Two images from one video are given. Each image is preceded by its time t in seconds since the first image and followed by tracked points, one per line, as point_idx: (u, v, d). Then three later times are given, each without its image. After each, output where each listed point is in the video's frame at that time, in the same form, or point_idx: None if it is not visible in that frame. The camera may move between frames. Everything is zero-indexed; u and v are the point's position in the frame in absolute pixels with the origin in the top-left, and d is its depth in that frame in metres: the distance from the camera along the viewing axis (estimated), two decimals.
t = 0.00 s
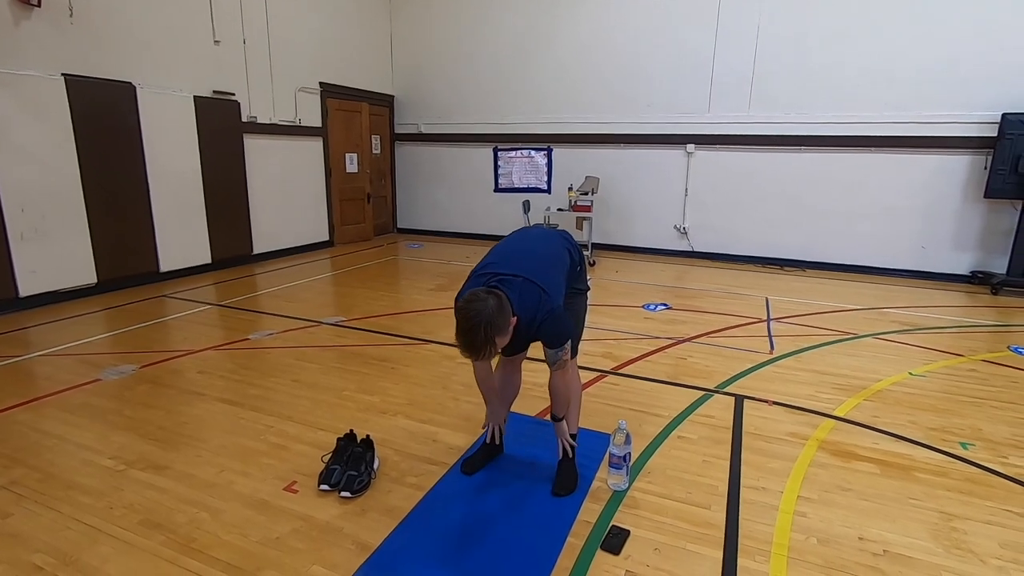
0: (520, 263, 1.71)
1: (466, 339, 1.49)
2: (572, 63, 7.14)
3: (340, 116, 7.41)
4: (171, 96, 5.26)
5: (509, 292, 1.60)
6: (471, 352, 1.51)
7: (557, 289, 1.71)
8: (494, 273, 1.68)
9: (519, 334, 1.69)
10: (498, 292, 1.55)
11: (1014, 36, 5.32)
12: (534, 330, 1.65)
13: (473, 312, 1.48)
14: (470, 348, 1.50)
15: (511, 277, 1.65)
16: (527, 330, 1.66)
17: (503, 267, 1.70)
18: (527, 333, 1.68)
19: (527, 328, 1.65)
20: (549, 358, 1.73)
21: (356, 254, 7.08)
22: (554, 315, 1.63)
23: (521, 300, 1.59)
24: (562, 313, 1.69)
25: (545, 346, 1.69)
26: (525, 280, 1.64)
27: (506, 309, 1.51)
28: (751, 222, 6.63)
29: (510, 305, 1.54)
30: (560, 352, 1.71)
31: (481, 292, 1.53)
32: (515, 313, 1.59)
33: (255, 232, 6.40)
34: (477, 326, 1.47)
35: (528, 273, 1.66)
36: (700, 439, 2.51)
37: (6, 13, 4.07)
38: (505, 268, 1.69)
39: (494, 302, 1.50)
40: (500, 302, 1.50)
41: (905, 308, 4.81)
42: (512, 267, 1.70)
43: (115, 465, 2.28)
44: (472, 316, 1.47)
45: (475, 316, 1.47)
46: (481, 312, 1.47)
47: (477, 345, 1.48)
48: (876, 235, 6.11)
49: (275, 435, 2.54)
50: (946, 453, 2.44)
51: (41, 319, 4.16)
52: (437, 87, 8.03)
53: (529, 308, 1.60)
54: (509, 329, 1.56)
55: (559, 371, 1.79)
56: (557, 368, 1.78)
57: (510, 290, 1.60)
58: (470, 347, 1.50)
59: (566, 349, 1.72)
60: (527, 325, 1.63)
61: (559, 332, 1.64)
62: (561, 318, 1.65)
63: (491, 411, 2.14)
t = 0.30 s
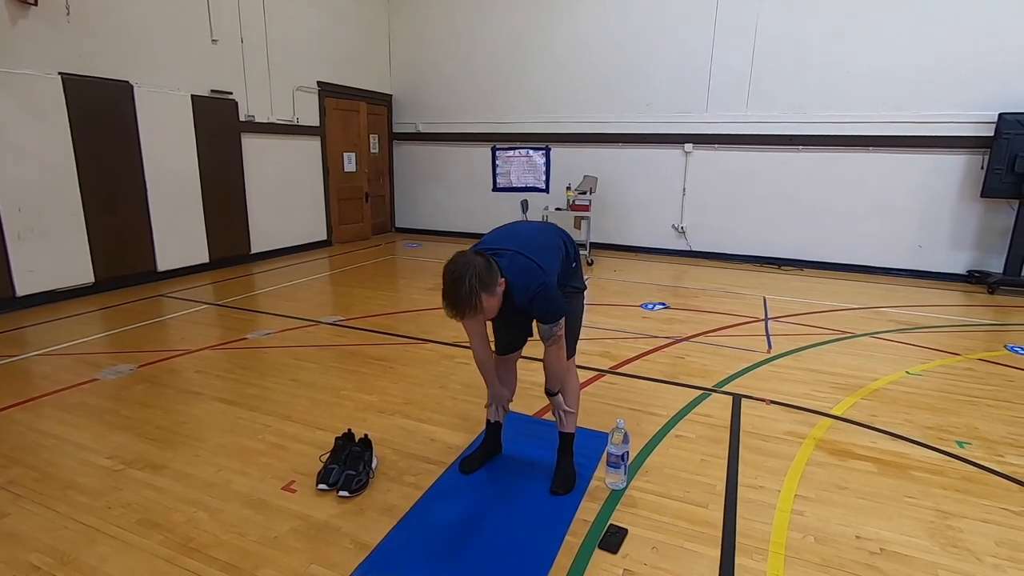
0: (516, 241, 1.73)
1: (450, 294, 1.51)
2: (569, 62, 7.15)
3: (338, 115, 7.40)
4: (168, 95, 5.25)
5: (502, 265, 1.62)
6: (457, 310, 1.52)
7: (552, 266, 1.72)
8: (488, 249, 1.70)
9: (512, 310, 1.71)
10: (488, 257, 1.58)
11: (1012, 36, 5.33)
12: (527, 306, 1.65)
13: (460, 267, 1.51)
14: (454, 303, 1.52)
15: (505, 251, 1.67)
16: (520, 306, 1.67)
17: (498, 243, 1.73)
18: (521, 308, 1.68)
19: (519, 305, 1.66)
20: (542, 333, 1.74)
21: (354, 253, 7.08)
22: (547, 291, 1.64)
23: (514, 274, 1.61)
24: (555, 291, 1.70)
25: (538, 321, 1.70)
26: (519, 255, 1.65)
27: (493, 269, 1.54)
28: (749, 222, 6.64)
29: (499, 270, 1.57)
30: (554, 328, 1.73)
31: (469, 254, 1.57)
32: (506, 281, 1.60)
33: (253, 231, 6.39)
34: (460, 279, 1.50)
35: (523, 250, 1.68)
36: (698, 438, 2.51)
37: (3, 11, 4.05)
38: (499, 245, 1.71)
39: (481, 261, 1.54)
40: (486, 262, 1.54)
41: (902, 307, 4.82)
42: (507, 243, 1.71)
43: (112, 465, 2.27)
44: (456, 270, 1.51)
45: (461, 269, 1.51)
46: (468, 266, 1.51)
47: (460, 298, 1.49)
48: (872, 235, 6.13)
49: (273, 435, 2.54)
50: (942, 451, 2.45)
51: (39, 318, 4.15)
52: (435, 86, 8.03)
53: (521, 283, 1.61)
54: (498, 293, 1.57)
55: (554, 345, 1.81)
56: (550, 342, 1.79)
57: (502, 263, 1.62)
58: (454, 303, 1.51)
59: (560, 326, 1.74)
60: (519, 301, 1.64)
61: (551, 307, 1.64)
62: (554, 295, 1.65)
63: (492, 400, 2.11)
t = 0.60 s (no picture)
0: (512, 212, 1.80)
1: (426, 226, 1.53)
2: (568, 63, 7.15)
3: (337, 115, 7.40)
4: (168, 96, 5.25)
5: (490, 223, 1.69)
6: (435, 241, 1.53)
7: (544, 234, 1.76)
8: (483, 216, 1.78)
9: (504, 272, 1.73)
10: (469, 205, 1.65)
11: (1011, 36, 5.34)
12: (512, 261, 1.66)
13: (438, 200, 1.57)
14: (433, 233, 1.52)
15: (497, 214, 1.74)
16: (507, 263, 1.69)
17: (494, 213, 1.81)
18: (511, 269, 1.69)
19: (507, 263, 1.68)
20: (534, 294, 1.67)
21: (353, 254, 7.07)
22: (530, 244, 1.64)
23: (499, 229, 1.66)
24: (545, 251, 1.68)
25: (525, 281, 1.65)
26: (509, 215, 1.73)
27: (469, 203, 1.59)
28: (748, 222, 6.65)
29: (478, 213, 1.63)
30: (547, 287, 1.64)
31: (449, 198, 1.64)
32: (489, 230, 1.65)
33: (252, 232, 6.39)
34: (436, 208, 1.53)
35: (515, 214, 1.74)
36: (697, 438, 2.52)
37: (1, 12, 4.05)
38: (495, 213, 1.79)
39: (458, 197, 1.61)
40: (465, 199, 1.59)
41: (901, 307, 4.83)
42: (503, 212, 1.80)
43: (111, 466, 2.27)
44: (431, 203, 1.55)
45: (438, 200, 1.56)
46: (445, 197, 1.57)
47: (438, 224, 1.50)
48: (871, 235, 6.14)
49: (272, 435, 2.54)
50: (941, 451, 2.45)
51: (38, 319, 4.15)
52: (434, 86, 8.03)
53: (505, 236, 1.66)
54: (476, 229, 1.60)
55: (546, 310, 1.70)
56: (544, 306, 1.69)
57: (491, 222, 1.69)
58: (433, 232, 1.52)
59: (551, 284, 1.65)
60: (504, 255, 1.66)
61: (533, 261, 1.62)
62: (539, 249, 1.64)
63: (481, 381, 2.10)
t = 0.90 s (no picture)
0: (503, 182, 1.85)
1: (416, 160, 1.62)
2: (568, 64, 7.17)
3: (337, 117, 7.41)
4: (168, 99, 5.26)
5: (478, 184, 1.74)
6: (424, 171, 1.60)
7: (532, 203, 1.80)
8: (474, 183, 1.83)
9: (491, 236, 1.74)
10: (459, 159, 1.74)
11: (1010, 37, 5.35)
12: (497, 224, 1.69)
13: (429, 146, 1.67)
14: (421, 164, 1.61)
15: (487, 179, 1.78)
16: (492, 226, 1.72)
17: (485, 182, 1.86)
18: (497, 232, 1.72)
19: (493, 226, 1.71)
20: (521, 260, 1.68)
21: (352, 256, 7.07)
22: (514, 205, 1.67)
23: (486, 188, 1.70)
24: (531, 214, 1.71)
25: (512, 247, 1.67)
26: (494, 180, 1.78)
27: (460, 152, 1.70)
28: (748, 223, 6.65)
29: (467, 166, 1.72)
30: (534, 251, 1.67)
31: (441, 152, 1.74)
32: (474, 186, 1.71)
33: (252, 234, 6.39)
34: (427, 146, 1.64)
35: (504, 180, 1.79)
36: (697, 441, 2.51)
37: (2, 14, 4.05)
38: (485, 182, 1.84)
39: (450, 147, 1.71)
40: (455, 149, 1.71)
41: (901, 309, 4.82)
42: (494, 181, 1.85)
43: (111, 468, 2.27)
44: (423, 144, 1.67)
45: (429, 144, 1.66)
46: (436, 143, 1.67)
47: (427, 153, 1.61)
48: (870, 236, 6.14)
49: (272, 438, 2.54)
50: (941, 453, 2.45)
51: (38, 321, 4.15)
52: (434, 88, 8.04)
53: (490, 198, 1.69)
54: (464, 176, 1.68)
55: (535, 275, 1.70)
56: (533, 272, 1.69)
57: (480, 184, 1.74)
58: (421, 163, 1.60)
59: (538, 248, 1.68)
60: (489, 217, 1.70)
61: (517, 222, 1.64)
62: (524, 210, 1.67)
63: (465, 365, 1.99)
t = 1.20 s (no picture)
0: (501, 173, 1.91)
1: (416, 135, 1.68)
2: (568, 67, 7.18)
3: (338, 119, 7.42)
4: (170, 101, 5.28)
5: (478, 170, 1.78)
6: (422, 144, 1.65)
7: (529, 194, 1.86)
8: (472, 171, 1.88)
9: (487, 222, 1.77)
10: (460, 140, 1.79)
11: (1010, 39, 5.35)
12: (498, 208, 1.73)
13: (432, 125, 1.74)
14: (420, 138, 1.66)
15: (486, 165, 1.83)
16: (490, 211, 1.75)
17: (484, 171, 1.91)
18: (495, 217, 1.75)
19: (492, 211, 1.75)
20: (524, 244, 1.75)
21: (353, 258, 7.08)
22: (515, 191, 1.72)
23: (486, 175, 1.75)
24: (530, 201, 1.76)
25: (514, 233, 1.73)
26: (492, 166, 1.82)
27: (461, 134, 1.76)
28: (749, 225, 6.65)
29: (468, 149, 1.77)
30: (535, 237, 1.75)
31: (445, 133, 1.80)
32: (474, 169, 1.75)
33: (253, 236, 6.40)
34: (428, 123, 1.71)
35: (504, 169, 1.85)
36: (698, 443, 2.51)
37: (4, 17, 4.07)
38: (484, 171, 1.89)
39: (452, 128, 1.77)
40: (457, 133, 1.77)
41: (902, 312, 4.82)
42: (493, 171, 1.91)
43: (111, 471, 2.27)
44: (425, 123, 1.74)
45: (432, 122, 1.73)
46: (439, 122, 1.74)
47: (427, 128, 1.67)
48: (872, 238, 6.13)
49: (272, 440, 2.53)
50: (942, 456, 2.45)
51: (39, 323, 4.15)
52: (435, 91, 8.05)
53: (489, 182, 1.74)
54: (463, 154, 1.72)
55: (540, 259, 1.78)
56: (537, 256, 1.77)
57: (479, 170, 1.78)
58: (420, 136, 1.66)
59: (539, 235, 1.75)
60: (490, 201, 1.73)
61: (519, 209, 1.69)
62: (524, 196, 1.73)
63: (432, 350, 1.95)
